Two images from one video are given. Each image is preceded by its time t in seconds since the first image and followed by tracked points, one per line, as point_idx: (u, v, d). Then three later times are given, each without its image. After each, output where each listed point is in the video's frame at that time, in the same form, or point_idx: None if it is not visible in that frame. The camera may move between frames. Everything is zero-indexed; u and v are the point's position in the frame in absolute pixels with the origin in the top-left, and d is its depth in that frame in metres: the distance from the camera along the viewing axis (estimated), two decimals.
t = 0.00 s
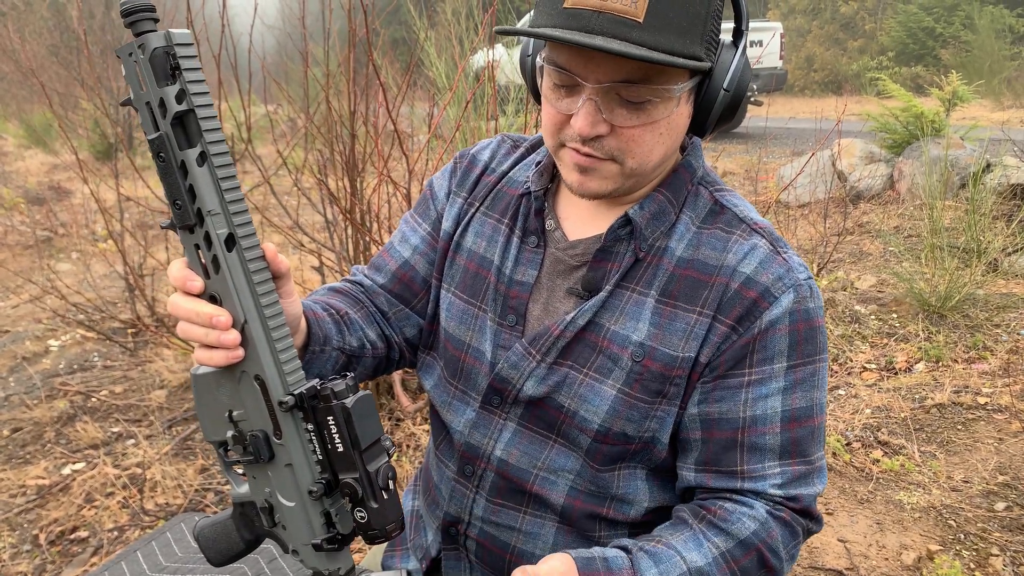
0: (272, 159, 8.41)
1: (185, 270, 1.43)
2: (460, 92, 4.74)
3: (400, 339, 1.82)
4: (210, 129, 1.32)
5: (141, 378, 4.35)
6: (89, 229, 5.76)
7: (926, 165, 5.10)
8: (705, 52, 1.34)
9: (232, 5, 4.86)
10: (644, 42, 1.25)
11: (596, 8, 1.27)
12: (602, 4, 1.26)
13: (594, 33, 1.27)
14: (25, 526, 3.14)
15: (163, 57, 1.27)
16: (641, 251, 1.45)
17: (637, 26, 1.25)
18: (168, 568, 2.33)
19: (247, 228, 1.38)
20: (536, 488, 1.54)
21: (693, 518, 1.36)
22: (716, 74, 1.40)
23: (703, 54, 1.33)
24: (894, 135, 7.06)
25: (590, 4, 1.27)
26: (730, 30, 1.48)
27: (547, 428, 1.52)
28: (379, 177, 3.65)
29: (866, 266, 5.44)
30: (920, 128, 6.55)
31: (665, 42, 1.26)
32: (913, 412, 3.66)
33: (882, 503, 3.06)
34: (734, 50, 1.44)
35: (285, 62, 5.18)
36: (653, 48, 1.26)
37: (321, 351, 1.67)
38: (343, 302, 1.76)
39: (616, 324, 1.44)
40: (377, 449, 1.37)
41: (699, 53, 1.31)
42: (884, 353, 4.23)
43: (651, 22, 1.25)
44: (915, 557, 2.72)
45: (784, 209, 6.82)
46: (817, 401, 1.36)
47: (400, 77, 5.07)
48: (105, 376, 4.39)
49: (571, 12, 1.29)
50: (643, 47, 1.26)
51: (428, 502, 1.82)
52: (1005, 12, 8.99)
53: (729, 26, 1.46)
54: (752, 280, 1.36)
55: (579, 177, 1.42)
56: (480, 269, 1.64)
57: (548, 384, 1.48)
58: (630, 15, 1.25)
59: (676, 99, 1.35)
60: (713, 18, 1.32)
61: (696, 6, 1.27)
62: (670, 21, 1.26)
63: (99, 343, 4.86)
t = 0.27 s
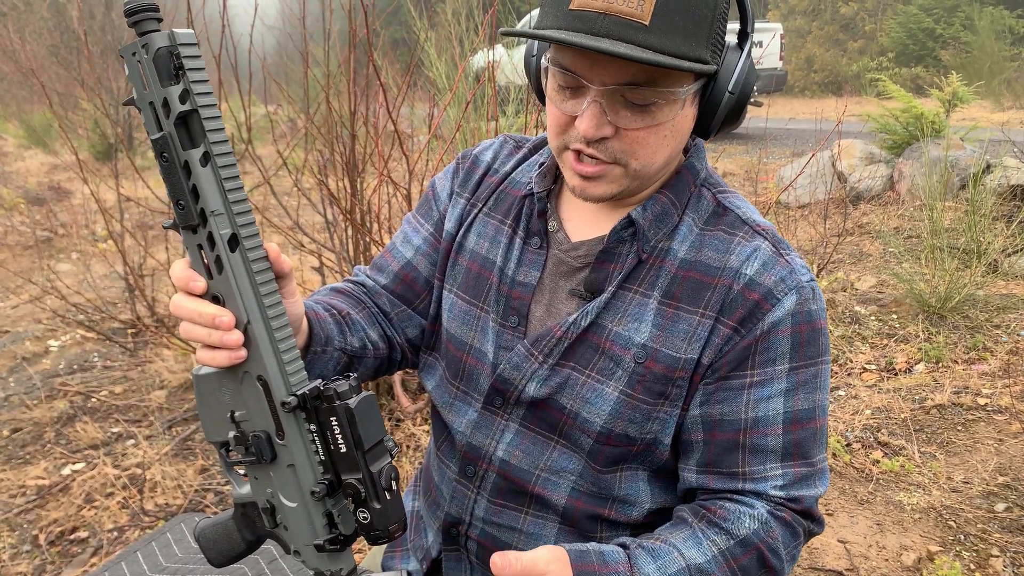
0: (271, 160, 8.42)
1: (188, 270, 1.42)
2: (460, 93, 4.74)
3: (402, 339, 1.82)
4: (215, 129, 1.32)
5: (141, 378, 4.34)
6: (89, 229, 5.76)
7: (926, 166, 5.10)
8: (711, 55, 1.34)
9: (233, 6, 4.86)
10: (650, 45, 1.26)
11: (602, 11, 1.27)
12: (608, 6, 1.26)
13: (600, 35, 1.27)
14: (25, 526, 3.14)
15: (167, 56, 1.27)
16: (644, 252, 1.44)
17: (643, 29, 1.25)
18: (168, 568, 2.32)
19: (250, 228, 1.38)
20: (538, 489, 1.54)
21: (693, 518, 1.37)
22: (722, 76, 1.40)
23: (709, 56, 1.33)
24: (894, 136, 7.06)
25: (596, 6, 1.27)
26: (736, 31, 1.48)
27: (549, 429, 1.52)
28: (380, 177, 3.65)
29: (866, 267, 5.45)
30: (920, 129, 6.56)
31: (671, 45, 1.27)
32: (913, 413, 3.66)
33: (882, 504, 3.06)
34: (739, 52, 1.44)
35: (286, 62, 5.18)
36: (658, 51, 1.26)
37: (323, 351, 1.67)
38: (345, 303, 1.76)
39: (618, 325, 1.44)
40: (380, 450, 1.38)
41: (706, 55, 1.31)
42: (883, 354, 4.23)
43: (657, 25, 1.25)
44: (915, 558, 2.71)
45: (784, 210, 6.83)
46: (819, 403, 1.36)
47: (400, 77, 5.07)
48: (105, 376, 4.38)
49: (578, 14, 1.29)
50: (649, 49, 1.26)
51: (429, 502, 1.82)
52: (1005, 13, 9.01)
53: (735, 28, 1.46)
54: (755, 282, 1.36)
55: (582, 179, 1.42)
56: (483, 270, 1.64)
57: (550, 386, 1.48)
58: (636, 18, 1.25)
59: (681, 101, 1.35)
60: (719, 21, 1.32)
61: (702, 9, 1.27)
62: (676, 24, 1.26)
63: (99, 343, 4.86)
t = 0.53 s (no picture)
0: (271, 160, 8.42)
1: (175, 270, 1.40)
2: (460, 93, 4.75)
3: (395, 340, 1.82)
4: (203, 127, 1.33)
5: (141, 379, 4.34)
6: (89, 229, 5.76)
7: (926, 166, 5.10)
8: (714, 69, 1.33)
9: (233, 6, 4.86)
10: (652, 61, 1.25)
11: (604, 24, 1.26)
12: (610, 19, 1.25)
13: (602, 50, 1.27)
14: (25, 526, 3.14)
15: (155, 57, 1.26)
16: (648, 255, 1.44)
17: (645, 44, 1.25)
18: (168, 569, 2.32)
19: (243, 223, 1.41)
20: (540, 491, 1.54)
21: (708, 512, 1.34)
22: (726, 87, 1.40)
23: (711, 71, 1.32)
24: (894, 136, 7.06)
25: (598, 18, 1.26)
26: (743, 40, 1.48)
27: (553, 433, 1.52)
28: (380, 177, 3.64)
29: (866, 267, 5.45)
30: (920, 129, 6.56)
31: (674, 61, 1.26)
32: (913, 413, 3.66)
33: (882, 505, 3.06)
34: (744, 63, 1.45)
35: (286, 62, 5.18)
36: (661, 66, 1.26)
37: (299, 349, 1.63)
38: (329, 302, 1.73)
39: (623, 329, 1.43)
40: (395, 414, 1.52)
41: (709, 70, 1.30)
42: (883, 355, 4.23)
43: (660, 40, 1.24)
44: (915, 559, 2.71)
45: (784, 210, 6.83)
46: (824, 405, 1.36)
47: (401, 77, 5.07)
48: (105, 376, 4.38)
49: (579, 27, 1.28)
50: (651, 65, 1.25)
51: (429, 502, 1.82)
52: (1005, 14, 9.01)
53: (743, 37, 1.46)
54: (760, 285, 1.36)
55: (584, 188, 1.42)
56: (485, 274, 1.64)
57: (555, 389, 1.48)
58: (638, 33, 1.24)
59: (683, 115, 1.34)
60: (723, 35, 1.31)
61: (706, 23, 1.27)
62: (679, 39, 1.25)
63: (99, 344, 4.86)
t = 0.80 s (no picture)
0: (272, 160, 8.42)
1: (177, 270, 1.37)
2: (461, 94, 4.75)
3: (390, 337, 1.81)
4: (193, 130, 1.34)
5: (141, 379, 4.34)
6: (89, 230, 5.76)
7: (926, 166, 5.10)
8: (700, 90, 1.26)
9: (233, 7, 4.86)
10: (630, 88, 1.21)
11: (585, 47, 1.23)
12: (590, 43, 1.22)
13: (581, 74, 1.25)
14: (25, 527, 3.14)
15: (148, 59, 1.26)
16: (648, 260, 1.44)
17: (624, 70, 1.21)
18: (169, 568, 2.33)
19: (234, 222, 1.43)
20: (538, 493, 1.54)
21: (704, 517, 1.36)
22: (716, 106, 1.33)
23: (697, 93, 1.25)
24: (894, 137, 7.07)
25: (579, 41, 1.24)
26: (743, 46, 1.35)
27: (552, 435, 1.52)
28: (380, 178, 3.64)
29: (866, 267, 5.45)
30: (920, 129, 6.56)
31: (654, 87, 1.21)
32: (913, 413, 3.66)
33: (882, 505, 3.06)
34: (740, 75, 1.34)
35: (286, 63, 5.18)
36: (640, 93, 1.21)
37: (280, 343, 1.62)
38: (316, 300, 1.72)
39: (622, 334, 1.43)
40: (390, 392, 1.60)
41: (693, 94, 1.24)
42: (884, 355, 4.24)
43: (638, 66, 1.20)
44: (915, 559, 2.71)
45: (785, 210, 6.84)
46: (825, 411, 1.36)
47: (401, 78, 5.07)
48: (105, 376, 4.38)
49: (560, 47, 1.26)
50: (630, 92, 1.22)
51: (428, 502, 1.82)
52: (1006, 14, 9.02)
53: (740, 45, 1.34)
54: (760, 290, 1.36)
55: (574, 200, 1.42)
56: (484, 276, 1.64)
57: (553, 394, 1.49)
58: (617, 58, 1.21)
59: (669, 135, 1.29)
60: (710, 54, 1.23)
61: (690, 46, 1.20)
62: (660, 64, 1.20)
63: (99, 344, 4.86)
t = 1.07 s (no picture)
0: (271, 161, 8.42)
1: (180, 270, 1.37)
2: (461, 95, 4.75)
3: (390, 337, 1.81)
4: (196, 130, 1.34)
5: (141, 379, 4.34)
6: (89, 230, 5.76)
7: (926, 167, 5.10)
8: (698, 100, 1.26)
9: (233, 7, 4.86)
10: (625, 97, 1.22)
11: (582, 55, 1.24)
12: (586, 51, 1.23)
13: (577, 84, 1.25)
14: (25, 527, 3.14)
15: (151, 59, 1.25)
16: (646, 264, 1.44)
17: (620, 79, 1.21)
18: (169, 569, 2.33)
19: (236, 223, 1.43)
20: (537, 495, 1.54)
21: (692, 517, 1.37)
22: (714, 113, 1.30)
23: (694, 102, 1.25)
24: (894, 137, 7.07)
25: (575, 49, 1.24)
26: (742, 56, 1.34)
27: (551, 437, 1.52)
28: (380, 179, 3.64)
29: (866, 268, 5.45)
30: (920, 130, 6.56)
31: (650, 96, 1.21)
32: (913, 414, 3.65)
33: (882, 506, 3.06)
34: (739, 85, 1.32)
35: (286, 63, 5.18)
36: (636, 101, 1.22)
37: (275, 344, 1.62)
38: (316, 301, 1.72)
39: (619, 338, 1.43)
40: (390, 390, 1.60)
41: (690, 103, 1.24)
42: (884, 356, 4.24)
43: (634, 76, 1.20)
44: (915, 560, 2.71)
45: (785, 211, 6.84)
46: (820, 418, 1.35)
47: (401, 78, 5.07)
48: (105, 377, 4.38)
49: (557, 56, 1.27)
50: (625, 101, 1.22)
51: (428, 503, 1.82)
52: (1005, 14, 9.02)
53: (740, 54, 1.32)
54: (757, 295, 1.35)
55: (572, 204, 1.42)
56: (484, 278, 1.64)
57: (550, 397, 1.48)
58: (613, 67, 1.21)
59: (665, 142, 1.29)
60: (708, 63, 1.23)
61: (687, 56, 1.20)
62: (657, 72, 1.20)
63: (99, 344, 4.86)
